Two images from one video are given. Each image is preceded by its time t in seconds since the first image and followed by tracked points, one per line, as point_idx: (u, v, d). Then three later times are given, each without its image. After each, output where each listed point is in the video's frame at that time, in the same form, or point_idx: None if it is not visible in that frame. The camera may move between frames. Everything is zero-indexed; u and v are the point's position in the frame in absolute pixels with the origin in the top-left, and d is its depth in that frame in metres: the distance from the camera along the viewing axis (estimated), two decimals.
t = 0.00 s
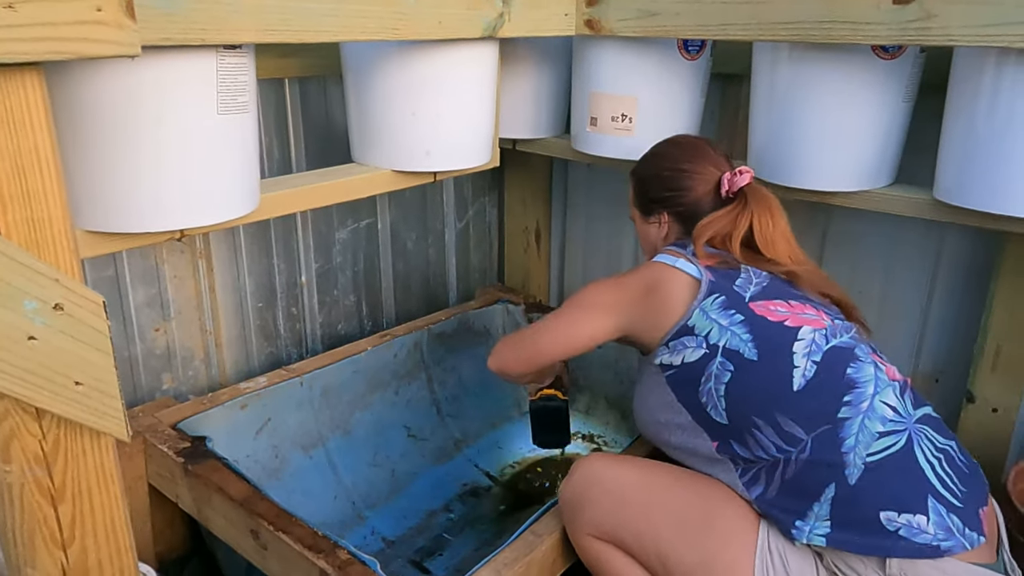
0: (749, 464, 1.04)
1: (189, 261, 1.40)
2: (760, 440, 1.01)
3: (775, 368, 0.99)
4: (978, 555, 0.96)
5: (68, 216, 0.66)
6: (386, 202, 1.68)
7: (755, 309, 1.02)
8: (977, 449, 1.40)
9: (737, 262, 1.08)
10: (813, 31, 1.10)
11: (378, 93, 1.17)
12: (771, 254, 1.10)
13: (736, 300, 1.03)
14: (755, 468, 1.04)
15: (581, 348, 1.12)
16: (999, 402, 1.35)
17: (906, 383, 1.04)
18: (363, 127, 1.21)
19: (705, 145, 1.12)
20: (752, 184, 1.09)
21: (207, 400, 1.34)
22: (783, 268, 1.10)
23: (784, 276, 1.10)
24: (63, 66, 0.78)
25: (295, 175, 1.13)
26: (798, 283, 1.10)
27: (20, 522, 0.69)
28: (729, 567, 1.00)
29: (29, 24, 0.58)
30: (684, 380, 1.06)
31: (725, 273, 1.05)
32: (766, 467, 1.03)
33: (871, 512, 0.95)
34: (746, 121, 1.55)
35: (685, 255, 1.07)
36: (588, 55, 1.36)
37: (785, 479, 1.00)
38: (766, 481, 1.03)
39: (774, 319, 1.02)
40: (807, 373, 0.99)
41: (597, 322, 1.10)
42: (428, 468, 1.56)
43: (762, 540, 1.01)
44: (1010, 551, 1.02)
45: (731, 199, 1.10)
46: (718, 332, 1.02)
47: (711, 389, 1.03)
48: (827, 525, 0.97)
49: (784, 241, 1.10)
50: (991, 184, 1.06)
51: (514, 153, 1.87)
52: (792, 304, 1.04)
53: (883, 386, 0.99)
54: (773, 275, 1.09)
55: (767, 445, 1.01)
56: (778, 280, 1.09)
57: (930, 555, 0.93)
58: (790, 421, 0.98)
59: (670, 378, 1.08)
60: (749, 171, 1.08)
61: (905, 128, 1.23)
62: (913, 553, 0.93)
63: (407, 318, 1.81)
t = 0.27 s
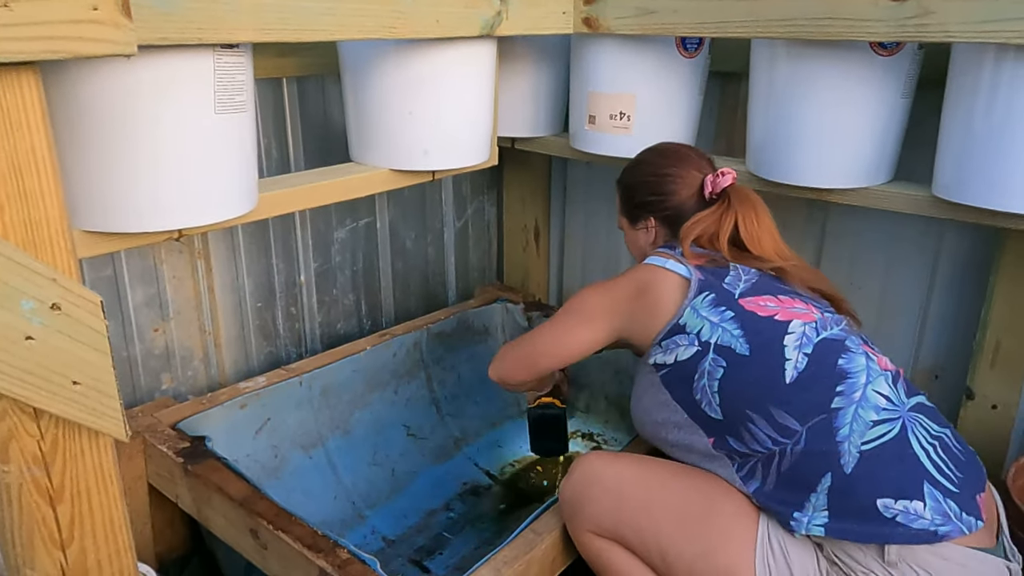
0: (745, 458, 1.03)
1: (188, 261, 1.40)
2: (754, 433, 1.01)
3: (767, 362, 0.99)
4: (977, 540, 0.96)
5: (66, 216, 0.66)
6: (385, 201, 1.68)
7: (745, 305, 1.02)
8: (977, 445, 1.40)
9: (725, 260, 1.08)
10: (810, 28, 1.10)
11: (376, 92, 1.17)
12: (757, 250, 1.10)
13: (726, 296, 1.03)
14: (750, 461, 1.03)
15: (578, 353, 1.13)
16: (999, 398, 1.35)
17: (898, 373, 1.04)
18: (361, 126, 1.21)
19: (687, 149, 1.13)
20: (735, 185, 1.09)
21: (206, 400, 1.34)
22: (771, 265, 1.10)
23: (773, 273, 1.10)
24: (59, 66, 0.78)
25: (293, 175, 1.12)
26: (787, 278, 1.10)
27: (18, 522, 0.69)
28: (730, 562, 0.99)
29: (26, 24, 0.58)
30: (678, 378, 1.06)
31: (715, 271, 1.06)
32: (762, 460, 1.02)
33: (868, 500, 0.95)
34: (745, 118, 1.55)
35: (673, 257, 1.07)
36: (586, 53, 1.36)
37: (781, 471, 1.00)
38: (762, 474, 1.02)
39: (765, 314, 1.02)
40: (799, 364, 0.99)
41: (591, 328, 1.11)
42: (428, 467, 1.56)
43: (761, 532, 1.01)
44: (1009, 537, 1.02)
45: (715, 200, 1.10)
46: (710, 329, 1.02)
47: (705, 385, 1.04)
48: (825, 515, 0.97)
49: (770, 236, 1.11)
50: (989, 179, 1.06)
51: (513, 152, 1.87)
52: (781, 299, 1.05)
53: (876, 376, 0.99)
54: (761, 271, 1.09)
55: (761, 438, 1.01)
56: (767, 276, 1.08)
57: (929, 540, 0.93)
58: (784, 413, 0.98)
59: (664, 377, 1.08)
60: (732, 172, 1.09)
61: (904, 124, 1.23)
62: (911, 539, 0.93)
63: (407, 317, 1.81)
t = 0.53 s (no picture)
0: (746, 467, 1.04)
1: (186, 271, 1.40)
2: (757, 443, 1.01)
3: (771, 370, 0.99)
4: (977, 555, 0.96)
5: (64, 229, 0.66)
6: (382, 209, 1.68)
7: (749, 313, 1.03)
8: (976, 450, 1.40)
9: (730, 267, 1.08)
10: (805, 35, 1.10)
11: (373, 101, 1.17)
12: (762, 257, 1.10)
13: (730, 303, 1.03)
14: (751, 470, 1.03)
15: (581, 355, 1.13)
16: (997, 403, 1.35)
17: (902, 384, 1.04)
18: (359, 135, 1.21)
19: (694, 154, 1.13)
20: (742, 190, 1.09)
21: (205, 409, 1.34)
22: (777, 272, 1.10)
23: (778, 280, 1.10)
24: (57, 79, 0.78)
25: (291, 184, 1.12)
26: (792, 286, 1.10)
27: (16, 536, 0.69)
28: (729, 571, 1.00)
29: (23, 40, 0.59)
30: (680, 385, 1.06)
31: (720, 277, 1.06)
32: (762, 470, 1.02)
33: (869, 514, 0.95)
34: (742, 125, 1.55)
35: (679, 262, 1.07)
36: (583, 61, 1.36)
37: (782, 481, 1.00)
38: (763, 484, 1.02)
39: (769, 322, 1.02)
40: (803, 374, 0.99)
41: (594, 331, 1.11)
42: (427, 475, 1.56)
43: (761, 542, 1.01)
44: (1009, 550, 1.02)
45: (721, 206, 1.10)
46: (712, 336, 1.02)
47: (708, 392, 1.03)
48: (825, 527, 0.97)
49: (774, 242, 1.11)
50: (985, 186, 1.07)
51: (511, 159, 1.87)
52: (786, 307, 1.05)
53: (878, 388, 0.99)
54: (767, 279, 1.08)
55: (763, 447, 1.01)
56: (772, 284, 1.08)
57: (930, 556, 0.93)
58: (786, 423, 0.98)
59: (667, 382, 1.08)
60: (739, 177, 1.08)
61: (900, 131, 1.23)
62: (912, 553, 0.93)
63: (405, 325, 1.81)
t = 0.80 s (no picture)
0: (748, 475, 1.04)
1: (187, 281, 1.41)
2: (758, 450, 1.01)
3: (772, 377, 1.00)
4: (977, 563, 0.96)
5: (66, 244, 0.67)
6: (383, 218, 1.68)
7: (751, 321, 1.03)
8: (976, 457, 1.40)
9: (733, 276, 1.08)
10: (801, 45, 1.11)
11: (373, 112, 1.18)
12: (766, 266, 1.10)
13: (732, 311, 1.04)
14: (754, 478, 1.04)
15: (584, 362, 1.13)
16: (996, 410, 1.35)
17: (902, 392, 1.05)
18: (359, 145, 1.22)
19: (695, 161, 1.14)
20: (742, 197, 1.10)
21: (206, 419, 1.34)
22: (779, 281, 1.10)
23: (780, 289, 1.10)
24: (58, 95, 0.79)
25: (292, 195, 1.13)
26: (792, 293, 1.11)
27: (19, 548, 0.69)
28: None
29: (24, 59, 0.59)
30: (682, 392, 1.07)
31: (722, 285, 1.06)
32: (764, 477, 1.02)
33: (871, 521, 0.95)
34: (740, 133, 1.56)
35: (681, 269, 1.07)
36: (581, 71, 1.37)
37: (784, 488, 1.00)
38: (765, 491, 1.02)
39: (771, 330, 1.02)
40: (805, 382, 0.99)
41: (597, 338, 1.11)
42: (428, 483, 1.56)
43: (763, 550, 1.01)
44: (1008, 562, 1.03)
45: (722, 212, 1.11)
46: (715, 343, 1.03)
47: (710, 400, 1.04)
48: (827, 535, 0.97)
49: (778, 251, 1.11)
50: (982, 194, 1.07)
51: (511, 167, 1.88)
52: (787, 315, 1.05)
53: (879, 396, 1.00)
54: (768, 286, 1.09)
55: (765, 455, 1.01)
56: (774, 292, 1.09)
57: (930, 562, 0.93)
58: (788, 431, 0.98)
59: (669, 390, 1.08)
60: (739, 184, 1.10)
61: (897, 139, 1.24)
62: (913, 561, 0.93)
63: (406, 333, 1.82)
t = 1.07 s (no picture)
0: (753, 467, 1.04)
1: (191, 274, 1.41)
2: (762, 442, 1.01)
3: (777, 369, 1.00)
4: (982, 556, 0.96)
5: (68, 233, 0.67)
6: (386, 212, 1.68)
7: (756, 313, 1.03)
8: (981, 449, 1.40)
9: (737, 269, 1.08)
10: (805, 35, 1.11)
11: (376, 104, 1.17)
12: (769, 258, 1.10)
13: (736, 303, 1.03)
14: (758, 470, 1.03)
15: (588, 357, 1.13)
16: (1001, 402, 1.35)
17: (907, 385, 1.04)
18: (362, 138, 1.21)
19: (700, 154, 1.13)
20: (747, 190, 1.09)
21: (210, 412, 1.35)
22: (783, 273, 1.10)
23: (785, 281, 1.10)
24: (61, 85, 0.79)
25: (295, 187, 1.13)
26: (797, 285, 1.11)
27: (23, 537, 0.69)
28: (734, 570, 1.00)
29: (26, 46, 0.59)
30: (686, 385, 1.06)
31: (726, 277, 1.06)
32: (768, 469, 1.02)
33: (876, 514, 0.95)
34: (743, 126, 1.55)
35: (685, 262, 1.07)
36: (584, 63, 1.37)
37: (788, 480, 1.00)
38: (769, 483, 1.02)
39: (775, 322, 1.02)
40: (809, 374, 0.99)
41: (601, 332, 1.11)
42: (431, 477, 1.56)
43: (767, 541, 1.01)
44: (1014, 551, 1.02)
45: (726, 205, 1.10)
46: (719, 336, 1.03)
47: (714, 392, 1.04)
48: (831, 527, 0.97)
49: (781, 242, 1.11)
50: (988, 185, 1.07)
51: (514, 161, 1.88)
52: (792, 307, 1.05)
53: (884, 388, 0.99)
54: (773, 278, 1.09)
55: (770, 447, 1.01)
56: (778, 284, 1.09)
57: (935, 554, 0.93)
58: (792, 423, 0.98)
59: (673, 383, 1.08)
60: (744, 177, 1.09)
61: (902, 130, 1.23)
62: (918, 553, 0.93)
63: (409, 327, 1.82)
